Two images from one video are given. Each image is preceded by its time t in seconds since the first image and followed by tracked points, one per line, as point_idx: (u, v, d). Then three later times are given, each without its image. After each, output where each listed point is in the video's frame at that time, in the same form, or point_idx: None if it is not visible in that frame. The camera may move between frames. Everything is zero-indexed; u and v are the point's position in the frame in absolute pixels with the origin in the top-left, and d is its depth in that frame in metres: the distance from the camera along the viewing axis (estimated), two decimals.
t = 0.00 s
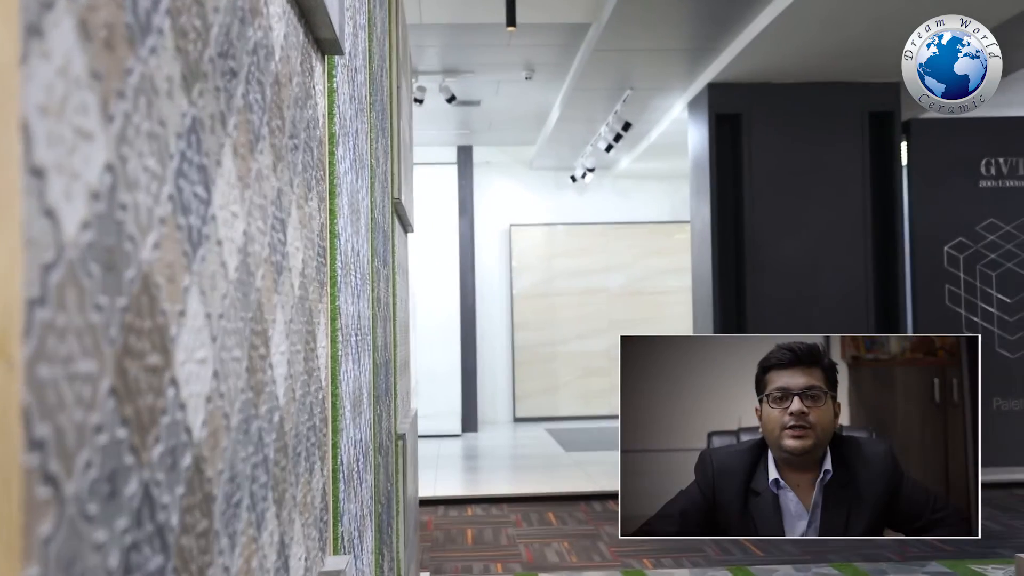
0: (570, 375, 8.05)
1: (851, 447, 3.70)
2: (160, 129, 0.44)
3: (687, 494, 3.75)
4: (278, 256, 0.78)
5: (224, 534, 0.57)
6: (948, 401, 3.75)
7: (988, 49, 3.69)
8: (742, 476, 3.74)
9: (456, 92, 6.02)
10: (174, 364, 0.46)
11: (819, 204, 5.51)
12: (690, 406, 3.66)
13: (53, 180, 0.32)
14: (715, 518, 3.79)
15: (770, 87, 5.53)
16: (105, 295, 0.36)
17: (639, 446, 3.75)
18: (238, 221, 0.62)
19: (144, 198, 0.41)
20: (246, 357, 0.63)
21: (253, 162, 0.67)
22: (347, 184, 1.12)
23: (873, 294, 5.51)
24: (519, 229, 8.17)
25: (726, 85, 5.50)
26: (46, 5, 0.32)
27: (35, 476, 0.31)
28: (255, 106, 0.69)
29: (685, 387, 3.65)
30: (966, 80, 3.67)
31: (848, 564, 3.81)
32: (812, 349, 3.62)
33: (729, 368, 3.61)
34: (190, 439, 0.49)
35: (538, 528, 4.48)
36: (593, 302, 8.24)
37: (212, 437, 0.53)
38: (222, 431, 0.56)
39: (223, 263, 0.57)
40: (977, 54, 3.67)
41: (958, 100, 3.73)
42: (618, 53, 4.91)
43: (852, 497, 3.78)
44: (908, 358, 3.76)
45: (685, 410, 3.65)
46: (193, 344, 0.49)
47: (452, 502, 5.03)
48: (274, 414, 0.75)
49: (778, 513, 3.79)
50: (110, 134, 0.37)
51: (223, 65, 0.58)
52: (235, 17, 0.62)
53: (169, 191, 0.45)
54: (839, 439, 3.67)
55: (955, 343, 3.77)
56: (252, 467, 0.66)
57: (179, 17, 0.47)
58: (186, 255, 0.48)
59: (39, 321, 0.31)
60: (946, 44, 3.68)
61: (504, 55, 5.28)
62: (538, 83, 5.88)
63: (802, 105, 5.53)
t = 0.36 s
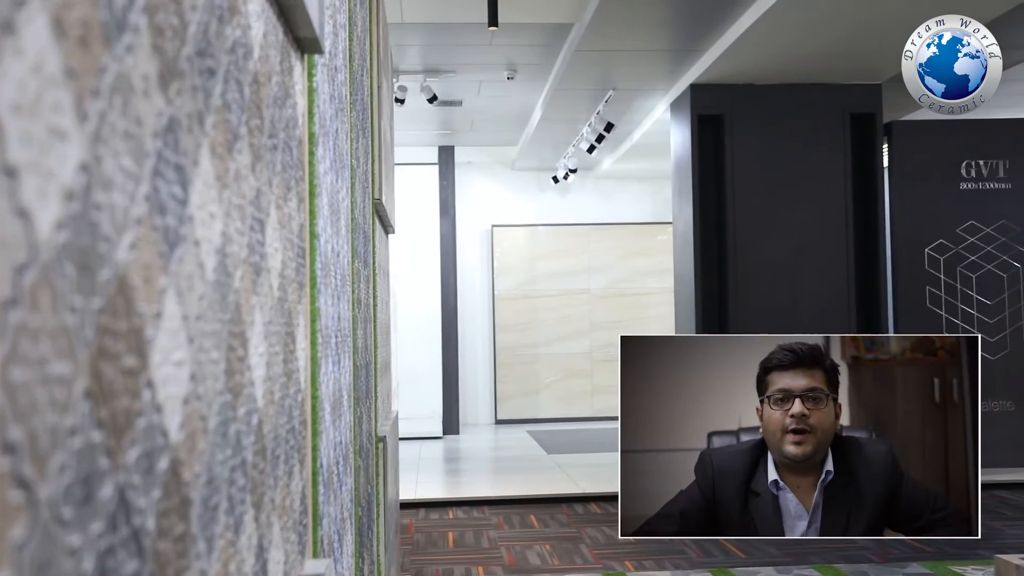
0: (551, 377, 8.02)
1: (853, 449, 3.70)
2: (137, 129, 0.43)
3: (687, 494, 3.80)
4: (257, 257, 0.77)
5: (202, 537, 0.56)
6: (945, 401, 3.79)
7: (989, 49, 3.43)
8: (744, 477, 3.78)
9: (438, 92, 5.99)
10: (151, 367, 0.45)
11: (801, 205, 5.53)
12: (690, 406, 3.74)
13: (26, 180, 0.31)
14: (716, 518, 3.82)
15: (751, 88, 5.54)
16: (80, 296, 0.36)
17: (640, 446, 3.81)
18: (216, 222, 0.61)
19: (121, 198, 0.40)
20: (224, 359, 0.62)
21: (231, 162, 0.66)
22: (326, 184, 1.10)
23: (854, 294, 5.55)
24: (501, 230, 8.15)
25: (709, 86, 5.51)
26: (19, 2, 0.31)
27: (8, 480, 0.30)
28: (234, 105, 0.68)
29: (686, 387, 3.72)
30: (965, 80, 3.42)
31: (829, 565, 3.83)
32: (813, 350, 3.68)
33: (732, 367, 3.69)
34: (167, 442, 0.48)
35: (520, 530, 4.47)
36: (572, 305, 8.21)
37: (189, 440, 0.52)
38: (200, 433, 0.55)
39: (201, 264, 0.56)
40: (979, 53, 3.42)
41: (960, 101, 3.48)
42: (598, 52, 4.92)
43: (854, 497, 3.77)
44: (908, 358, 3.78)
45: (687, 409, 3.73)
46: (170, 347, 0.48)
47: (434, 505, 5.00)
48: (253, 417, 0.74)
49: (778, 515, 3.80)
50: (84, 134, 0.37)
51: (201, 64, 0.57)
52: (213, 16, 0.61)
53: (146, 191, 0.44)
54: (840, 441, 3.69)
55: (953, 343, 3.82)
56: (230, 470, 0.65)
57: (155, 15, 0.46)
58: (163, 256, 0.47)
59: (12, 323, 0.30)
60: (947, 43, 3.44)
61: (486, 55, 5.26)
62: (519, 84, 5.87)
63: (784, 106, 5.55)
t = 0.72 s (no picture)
0: (532, 378, 8.01)
1: (854, 449, 3.66)
2: (115, 128, 0.42)
3: (687, 494, 3.77)
4: (237, 257, 0.76)
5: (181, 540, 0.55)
6: (945, 402, 3.67)
7: (989, 50, 3.26)
8: (745, 476, 3.76)
9: (420, 92, 5.97)
10: (129, 369, 0.44)
11: (782, 207, 5.57)
12: (691, 405, 3.68)
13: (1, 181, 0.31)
14: (716, 518, 3.79)
15: (732, 90, 5.56)
16: (55, 296, 0.36)
17: (642, 446, 3.75)
18: (195, 221, 0.60)
19: (98, 198, 0.40)
20: (203, 359, 0.62)
21: (210, 162, 0.66)
22: (307, 184, 1.10)
23: (834, 294, 5.59)
24: (482, 231, 8.13)
25: (691, 88, 5.52)
26: None
27: None
28: (213, 104, 0.67)
29: (686, 386, 3.67)
30: (964, 78, 3.25)
31: (809, 565, 3.85)
32: (814, 352, 3.60)
33: (729, 366, 3.64)
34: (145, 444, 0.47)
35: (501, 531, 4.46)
36: (553, 305, 8.19)
37: (168, 442, 0.52)
38: (178, 436, 0.54)
39: (180, 265, 0.55)
40: (978, 53, 3.24)
41: (959, 99, 3.30)
42: (578, 53, 4.92)
43: (854, 495, 3.74)
44: (908, 358, 3.70)
45: (687, 409, 3.67)
46: (149, 348, 0.48)
47: (415, 506, 4.98)
48: (232, 418, 0.73)
49: (778, 516, 3.79)
50: (61, 132, 0.36)
51: (180, 63, 0.57)
52: (192, 14, 0.60)
53: (125, 191, 0.44)
54: (840, 440, 3.65)
55: (955, 345, 3.69)
56: (209, 471, 0.64)
57: (134, 13, 0.46)
58: (142, 257, 0.46)
59: None
60: (946, 45, 3.27)
61: (468, 55, 5.25)
62: (501, 84, 5.86)
63: (765, 108, 5.58)
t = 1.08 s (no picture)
0: (515, 378, 8.00)
1: (855, 449, 3.63)
2: (93, 127, 0.42)
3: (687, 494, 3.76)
4: (217, 257, 0.76)
5: (159, 541, 0.55)
6: (945, 402, 3.61)
7: (990, 48, 2.73)
8: (746, 477, 3.75)
9: (402, 92, 5.94)
10: (108, 368, 0.44)
11: (765, 208, 5.59)
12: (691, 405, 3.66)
13: None
14: (716, 517, 3.79)
15: (715, 90, 5.58)
16: (34, 297, 0.36)
17: (642, 447, 3.73)
18: (175, 220, 0.60)
19: (77, 197, 0.40)
20: (183, 360, 0.61)
21: (190, 161, 0.65)
22: (289, 184, 1.10)
23: (816, 294, 5.62)
24: (466, 231, 8.12)
25: (674, 89, 5.54)
26: None
27: None
28: (193, 104, 0.67)
29: (686, 386, 3.65)
30: (967, 79, 2.71)
31: (790, 565, 3.86)
32: (815, 352, 3.59)
33: (730, 367, 3.61)
34: (124, 444, 0.47)
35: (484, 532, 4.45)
36: (537, 306, 8.17)
37: (148, 442, 0.51)
38: (158, 437, 0.54)
39: (159, 265, 0.55)
40: (980, 52, 2.70)
41: (962, 102, 2.75)
42: (561, 54, 4.92)
43: (855, 496, 3.70)
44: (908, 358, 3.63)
45: (688, 409, 3.65)
46: (128, 348, 0.47)
47: (397, 507, 4.96)
48: (213, 419, 0.73)
49: (779, 515, 3.78)
50: (38, 130, 0.36)
51: (159, 61, 0.56)
52: (172, 13, 0.60)
53: (103, 190, 0.44)
54: (841, 441, 3.62)
55: (956, 344, 3.61)
56: (189, 472, 0.64)
57: (113, 12, 0.45)
58: (121, 257, 0.46)
59: None
60: (948, 43, 2.69)
61: (452, 55, 5.24)
62: (484, 84, 5.85)
63: (748, 109, 5.60)
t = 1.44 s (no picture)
0: (498, 378, 7.99)
1: (855, 453, 3.16)
2: (72, 125, 0.42)
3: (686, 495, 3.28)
4: (198, 257, 0.75)
5: (139, 542, 0.55)
6: (948, 405, 3.05)
7: (990, 48, 2.67)
8: (742, 481, 3.27)
9: (385, 90, 5.91)
10: (86, 369, 0.43)
11: (747, 208, 5.62)
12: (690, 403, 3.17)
13: None
14: (712, 520, 3.33)
15: (697, 91, 5.59)
16: (9, 297, 0.35)
17: (641, 448, 3.23)
18: (155, 220, 0.59)
19: (54, 196, 0.40)
20: (163, 360, 0.61)
21: (170, 160, 0.65)
22: (270, 184, 1.09)
23: (797, 295, 5.65)
24: (448, 231, 8.12)
25: (657, 90, 5.55)
26: None
27: None
28: (174, 102, 0.67)
29: (683, 385, 3.17)
30: (966, 79, 2.65)
31: (772, 564, 3.86)
32: (813, 353, 3.10)
33: (735, 364, 3.13)
34: (103, 445, 0.46)
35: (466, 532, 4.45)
36: (519, 306, 8.17)
37: (126, 443, 0.51)
38: (137, 437, 0.53)
39: (139, 265, 0.54)
40: (979, 52, 2.63)
41: (961, 101, 2.69)
42: (544, 54, 4.91)
43: (853, 499, 3.24)
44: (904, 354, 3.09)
45: (686, 410, 3.17)
46: (107, 349, 0.47)
47: (379, 507, 4.95)
48: (193, 419, 0.72)
49: (780, 517, 3.33)
50: (15, 130, 0.36)
51: (140, 60, 0.56)
52: (153, 11, 0.60)
53: (82, 189, 0.43)
54: (841, 444, 3.15)
55: (956, 346, 3.04)
56: (170, 473, 0.63)
57: (91, 10, 0.45)
58: (100, 257, 0.46)
59: None
60: (948, 43, 2.64)
61: (435, 55, 5.23)
62: (468, 84, 5.84)
63: (730, 110, 5.62)
